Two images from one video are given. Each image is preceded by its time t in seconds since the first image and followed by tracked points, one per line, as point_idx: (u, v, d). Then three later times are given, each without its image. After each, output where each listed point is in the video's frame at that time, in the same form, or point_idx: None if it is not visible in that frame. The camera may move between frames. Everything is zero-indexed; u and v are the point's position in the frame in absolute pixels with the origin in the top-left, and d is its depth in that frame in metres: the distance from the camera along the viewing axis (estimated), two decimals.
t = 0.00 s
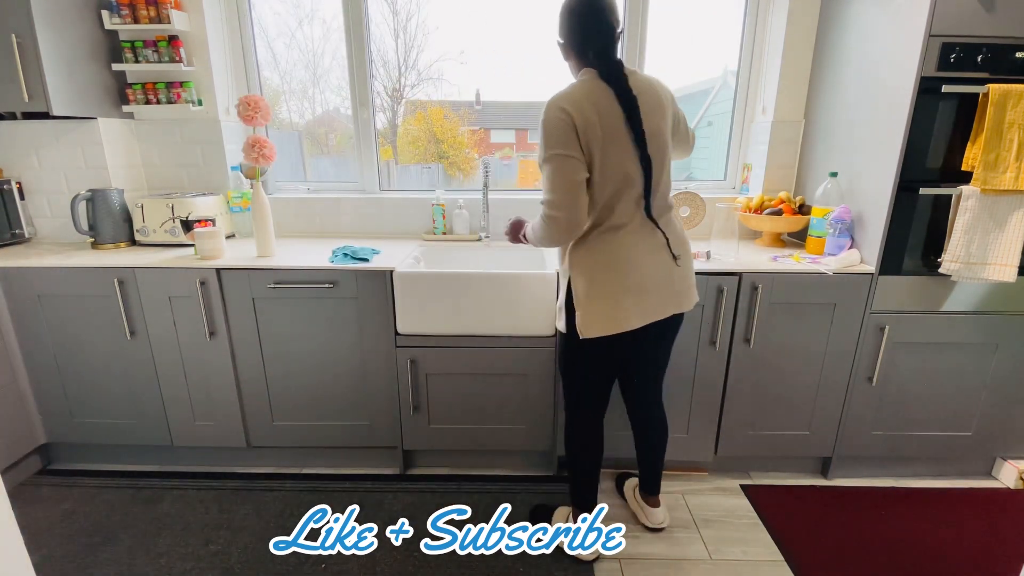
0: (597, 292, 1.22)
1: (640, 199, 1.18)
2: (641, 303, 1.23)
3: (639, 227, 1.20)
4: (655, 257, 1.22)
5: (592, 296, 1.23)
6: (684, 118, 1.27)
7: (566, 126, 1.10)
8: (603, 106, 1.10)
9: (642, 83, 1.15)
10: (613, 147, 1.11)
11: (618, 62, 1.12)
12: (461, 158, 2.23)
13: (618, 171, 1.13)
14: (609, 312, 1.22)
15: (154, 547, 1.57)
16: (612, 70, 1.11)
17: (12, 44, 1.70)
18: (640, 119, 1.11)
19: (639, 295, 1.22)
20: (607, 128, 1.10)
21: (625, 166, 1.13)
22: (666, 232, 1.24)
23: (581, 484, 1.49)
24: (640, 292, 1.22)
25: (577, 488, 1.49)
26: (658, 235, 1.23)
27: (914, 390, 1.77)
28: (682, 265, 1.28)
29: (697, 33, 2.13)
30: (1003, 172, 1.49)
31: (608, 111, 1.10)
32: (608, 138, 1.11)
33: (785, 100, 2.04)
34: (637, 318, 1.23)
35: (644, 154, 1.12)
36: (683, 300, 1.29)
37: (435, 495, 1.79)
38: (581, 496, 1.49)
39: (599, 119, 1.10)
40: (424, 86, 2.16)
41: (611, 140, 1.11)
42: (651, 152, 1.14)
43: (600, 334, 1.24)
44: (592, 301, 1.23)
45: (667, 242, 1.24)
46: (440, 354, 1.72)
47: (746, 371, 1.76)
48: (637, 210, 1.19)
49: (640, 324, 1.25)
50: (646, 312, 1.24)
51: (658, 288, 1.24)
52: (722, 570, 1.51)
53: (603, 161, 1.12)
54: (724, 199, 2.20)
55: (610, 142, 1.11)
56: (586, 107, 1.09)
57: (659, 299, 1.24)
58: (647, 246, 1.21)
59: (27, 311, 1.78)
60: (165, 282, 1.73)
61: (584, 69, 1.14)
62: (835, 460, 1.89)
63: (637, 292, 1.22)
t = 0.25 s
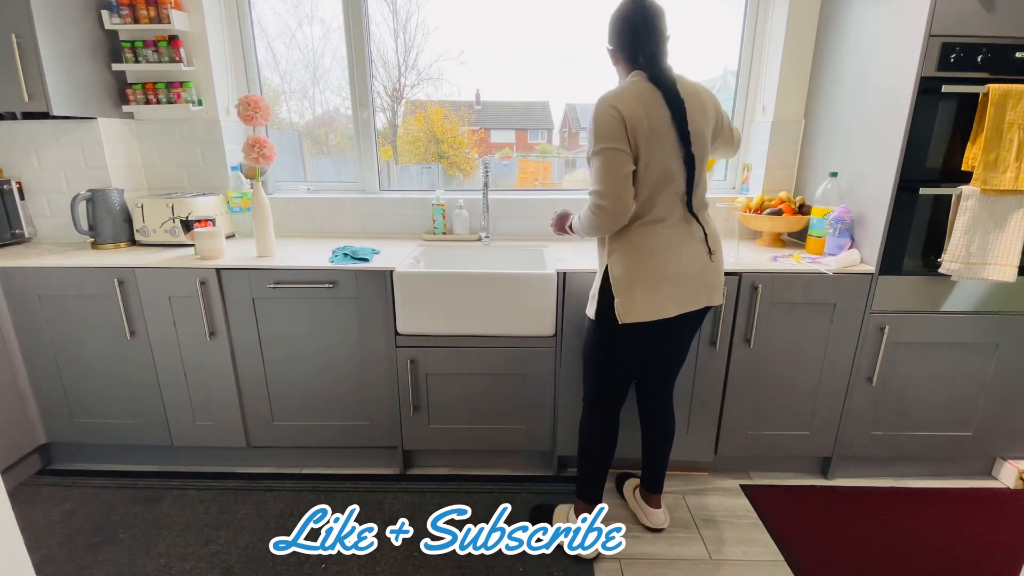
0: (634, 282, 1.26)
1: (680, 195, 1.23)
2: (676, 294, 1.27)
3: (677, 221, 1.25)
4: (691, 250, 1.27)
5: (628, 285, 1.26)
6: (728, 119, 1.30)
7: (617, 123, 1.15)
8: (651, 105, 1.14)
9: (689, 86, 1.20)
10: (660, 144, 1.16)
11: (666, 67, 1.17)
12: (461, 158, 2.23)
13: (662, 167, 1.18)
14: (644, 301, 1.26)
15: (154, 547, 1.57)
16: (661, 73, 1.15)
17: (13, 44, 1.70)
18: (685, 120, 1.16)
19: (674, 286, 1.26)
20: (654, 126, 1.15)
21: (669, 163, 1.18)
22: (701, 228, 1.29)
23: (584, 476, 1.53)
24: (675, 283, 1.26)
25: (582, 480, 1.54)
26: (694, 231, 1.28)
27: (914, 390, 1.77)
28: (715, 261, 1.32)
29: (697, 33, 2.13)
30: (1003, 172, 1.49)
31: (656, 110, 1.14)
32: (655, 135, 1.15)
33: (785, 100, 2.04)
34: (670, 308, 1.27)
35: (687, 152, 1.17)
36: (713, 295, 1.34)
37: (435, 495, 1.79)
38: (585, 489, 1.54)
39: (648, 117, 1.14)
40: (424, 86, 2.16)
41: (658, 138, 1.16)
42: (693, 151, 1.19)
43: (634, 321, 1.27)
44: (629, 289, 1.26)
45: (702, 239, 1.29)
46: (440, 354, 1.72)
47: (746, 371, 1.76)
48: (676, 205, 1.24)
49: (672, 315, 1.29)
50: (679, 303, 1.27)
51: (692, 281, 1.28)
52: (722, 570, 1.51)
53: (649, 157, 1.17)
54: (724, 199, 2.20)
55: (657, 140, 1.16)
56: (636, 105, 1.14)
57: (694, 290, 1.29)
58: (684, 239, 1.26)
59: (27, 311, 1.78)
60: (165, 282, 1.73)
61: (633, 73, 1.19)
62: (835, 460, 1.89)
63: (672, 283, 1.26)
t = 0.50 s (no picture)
0: (637, 278, 1.26)
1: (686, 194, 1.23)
2: (678, 292, 1.27)
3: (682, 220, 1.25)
4: (694, 249, 1.27)
5: (631, 281, 1.26)
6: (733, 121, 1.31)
7: (628, 120, 1.14)
8: (661, 104, 1.14)
9: (698, 88, 1.20)
10: (669, 142, 1.16)
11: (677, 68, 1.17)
12: (461, 158, 2.23)
13: (669, 166, 1.18)
14: (647, 298, 1.26)
15: (154, 547, 1.57)
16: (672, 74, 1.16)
17: (12, 44, 1.70)
18: (694, 120, 1.16)
19: (677, 284, 1.27)
20: (664, 125, 1.15)
21: (676, 161, 1.18)
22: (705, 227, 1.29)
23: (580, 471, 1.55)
24: (677, 281, 1.26)
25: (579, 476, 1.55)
26: (698, 230, 1.28)
27: (915, 390, 1.77)
28: (718, 261, 1.33)
29: (697, 33, 2.13)
30: (1003, 172, 1.49)
31: (666, 109, 1.14)
32: (664, 134, 1.15)
33: (785, 100, 2.04)
34: (672, 306, 1.27)
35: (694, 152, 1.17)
36: (715, 294, 1.34)
37: (435, 495, 1.79)
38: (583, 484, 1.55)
39: (658, 115, 1.14)
40: (424, 86, 2.16)
41: (667, 136, 1.16)
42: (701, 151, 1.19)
43: (636, 318, 1.28)
44: (631, 286, 1.26)
45: (706, 238, 1.29)
46: (440, 354, 1.72)
47: (746, 371, 1.76)
48: (682, 204, 1.24)
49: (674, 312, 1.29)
50: (681, 301, 1.28)
51: (694, 279, 1.28)
52: (722, 570, 1.51)
53: (658, 155, 1.17)
54: (724, 199, 2.20)
55: (666, 139, 1.16)
56: (648, 103, 1.14)
57: (695, 289, 1.29)
58: (687, 237, 1.26)
59: (27, 311, 1.78)
60: (165, 282, 1.73)
61: (643, 73, 1.19)
62: (835, 460, 1.89)
63: (675, 281, 1.26)
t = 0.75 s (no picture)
0: (614, 281, 1.27)
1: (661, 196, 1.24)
2: (654, 295, 1.28)
3: (657, 223, 1.26)
4: (670, 251, 1.28)
5: (608, 284, 1.28)
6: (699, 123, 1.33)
7: (602, 124, 1.15)
8: (634, 108, 1.14)
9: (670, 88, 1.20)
10: (643, 145, 1.16)
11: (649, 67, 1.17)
12: (461, 158, 2.23)
13: (644, 169, 1.19)
14: (623, 301, 1.28)
15: (153, 547, 1.57)
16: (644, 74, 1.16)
17: (12, 44, 1.70)
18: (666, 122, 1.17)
19: (654, 287, 1.28)
20: (638, 128, 1.15)
21: (651, 165, 1.19)
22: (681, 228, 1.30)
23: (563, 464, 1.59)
24: (654, 284, 1.28)
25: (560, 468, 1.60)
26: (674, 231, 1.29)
27: (914, 390, 1.77)
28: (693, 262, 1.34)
29: (697, 33, 2.13)
30: (1003, 172, 1.49)
31: (640, 111, 1.15)
32: (639, 137, 1.16)
33: (785, 100, 2.04)
34: (649, 308, 1.29)
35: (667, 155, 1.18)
36: (692, 295, 1.36)
37: (435, 495, 1.79)
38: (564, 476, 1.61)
39: (632, 119, 1.15)
40: (424, 86, 2.16)
41: (641, 140, 1.16)
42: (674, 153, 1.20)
43: (614, 320, 1.29)
44: (608, 289, 1.28)
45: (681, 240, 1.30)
46: (440, 354, 1.72)
47: (746, 371, 1.76)
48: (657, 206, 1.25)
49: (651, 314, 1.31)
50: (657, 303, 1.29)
51: (670, 281, 1.29)
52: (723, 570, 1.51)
53: (632, 158, 1.18)
54: (724, 199, 2.20)
55: (640, 142, 1.16)
56: (621, 107, 1.14)
57: (672, 290, 1.30)
58: (663, 240, 1.27)
59: (27, 311, 1.78)
60: (165, 282, 1.73)
61: (615, 73, 1.19)
62: (835, 460, 1.89)
63: (651, 284, 1.28)
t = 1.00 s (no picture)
0: (557, 284, 1.27)
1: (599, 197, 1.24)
2: (596, 296, 1.29)
3: (596, 222, 1.26)
4: (611, 251, 1.29)
5: (550, 286, 1.27)
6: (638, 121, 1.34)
7: (537, 124, 1.14)
8: (569, 107, 1.14)
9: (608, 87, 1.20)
10: (579, 146, 1.16)
11: (587, 66, 1.17)
12: (461, 158, 2.23)
13: (581, 170, 1.19)
14: (566, 303, 1.27)
15: (154, 547, 1.57)
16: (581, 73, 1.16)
17: (12, 44, 1.70)
18: (604, 122, 1.17)
19: (595, 288, 1.28)
20: (574, 128, 1.15)
21: (588, 165, 1.18)
22: (621, 229, 1.31)
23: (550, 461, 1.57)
24: (595, 284, 1.28)
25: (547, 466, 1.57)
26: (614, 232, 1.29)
27: (914, 390, 1.77)
28: (634, 261, 1.35)
29: (697, 33, 2.13)
30: (1003, 172, 1.49)
31: (576, 112, 1.14)
32: (575, 138, 1.16)
33: (785, 100, 2.04)
34: (592, 310, 1.29)
35: (604, 156, 1.18)
36: (635, 294, 1.36)
37: (435, 495, 1.79)
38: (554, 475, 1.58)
39: (568, 119, 1.14)
40: (424, 86, 2.16)
41: (578, 140, 1.16)
42: (611, 154, 1.20)
43: (559, 322, 1.29)
44: (551, 291, 1.27)
45: (621, 240, 1.31)
46: (440, 354, 1.72)
47: (746, 371, 1.75)
48: (596, 207, 1.25)
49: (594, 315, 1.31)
50: (600, 304, 1.30)
51: (613, 282, 1.30)
52: (722, 571, 1.51)
53: (568, 159, 1.17)
54: (724, 199, 2.20)
55: (576, 142, 1.16)
56: (556, 107, 1.13)
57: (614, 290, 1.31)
58: (603, 239, 1.28)
59: (27, 311, 1.78)
60: (165, 282, 1.73)
61: (553, 71, 1.18)
62: (834, 460, 1.89)
63: (593, 285, 1.28)
